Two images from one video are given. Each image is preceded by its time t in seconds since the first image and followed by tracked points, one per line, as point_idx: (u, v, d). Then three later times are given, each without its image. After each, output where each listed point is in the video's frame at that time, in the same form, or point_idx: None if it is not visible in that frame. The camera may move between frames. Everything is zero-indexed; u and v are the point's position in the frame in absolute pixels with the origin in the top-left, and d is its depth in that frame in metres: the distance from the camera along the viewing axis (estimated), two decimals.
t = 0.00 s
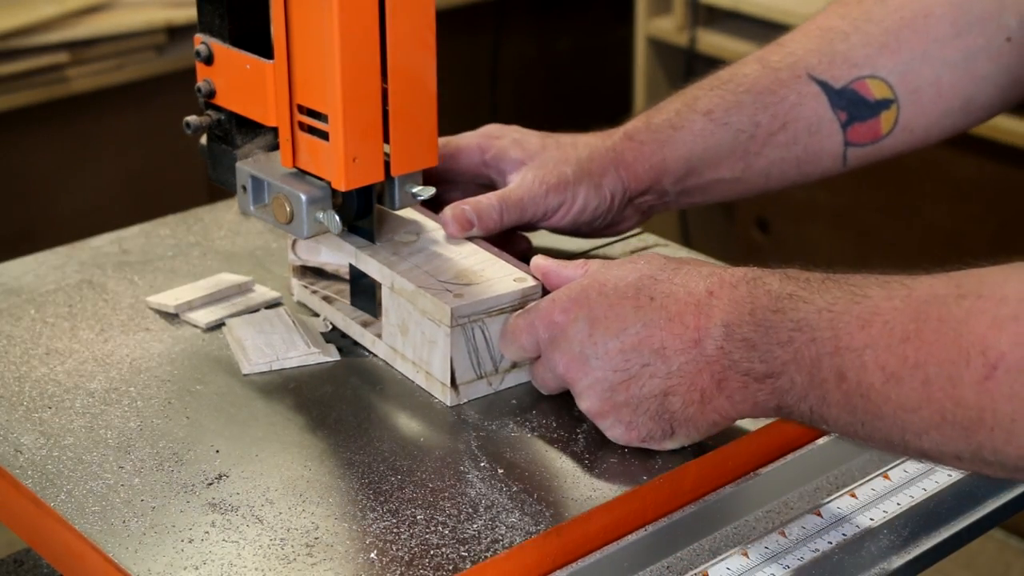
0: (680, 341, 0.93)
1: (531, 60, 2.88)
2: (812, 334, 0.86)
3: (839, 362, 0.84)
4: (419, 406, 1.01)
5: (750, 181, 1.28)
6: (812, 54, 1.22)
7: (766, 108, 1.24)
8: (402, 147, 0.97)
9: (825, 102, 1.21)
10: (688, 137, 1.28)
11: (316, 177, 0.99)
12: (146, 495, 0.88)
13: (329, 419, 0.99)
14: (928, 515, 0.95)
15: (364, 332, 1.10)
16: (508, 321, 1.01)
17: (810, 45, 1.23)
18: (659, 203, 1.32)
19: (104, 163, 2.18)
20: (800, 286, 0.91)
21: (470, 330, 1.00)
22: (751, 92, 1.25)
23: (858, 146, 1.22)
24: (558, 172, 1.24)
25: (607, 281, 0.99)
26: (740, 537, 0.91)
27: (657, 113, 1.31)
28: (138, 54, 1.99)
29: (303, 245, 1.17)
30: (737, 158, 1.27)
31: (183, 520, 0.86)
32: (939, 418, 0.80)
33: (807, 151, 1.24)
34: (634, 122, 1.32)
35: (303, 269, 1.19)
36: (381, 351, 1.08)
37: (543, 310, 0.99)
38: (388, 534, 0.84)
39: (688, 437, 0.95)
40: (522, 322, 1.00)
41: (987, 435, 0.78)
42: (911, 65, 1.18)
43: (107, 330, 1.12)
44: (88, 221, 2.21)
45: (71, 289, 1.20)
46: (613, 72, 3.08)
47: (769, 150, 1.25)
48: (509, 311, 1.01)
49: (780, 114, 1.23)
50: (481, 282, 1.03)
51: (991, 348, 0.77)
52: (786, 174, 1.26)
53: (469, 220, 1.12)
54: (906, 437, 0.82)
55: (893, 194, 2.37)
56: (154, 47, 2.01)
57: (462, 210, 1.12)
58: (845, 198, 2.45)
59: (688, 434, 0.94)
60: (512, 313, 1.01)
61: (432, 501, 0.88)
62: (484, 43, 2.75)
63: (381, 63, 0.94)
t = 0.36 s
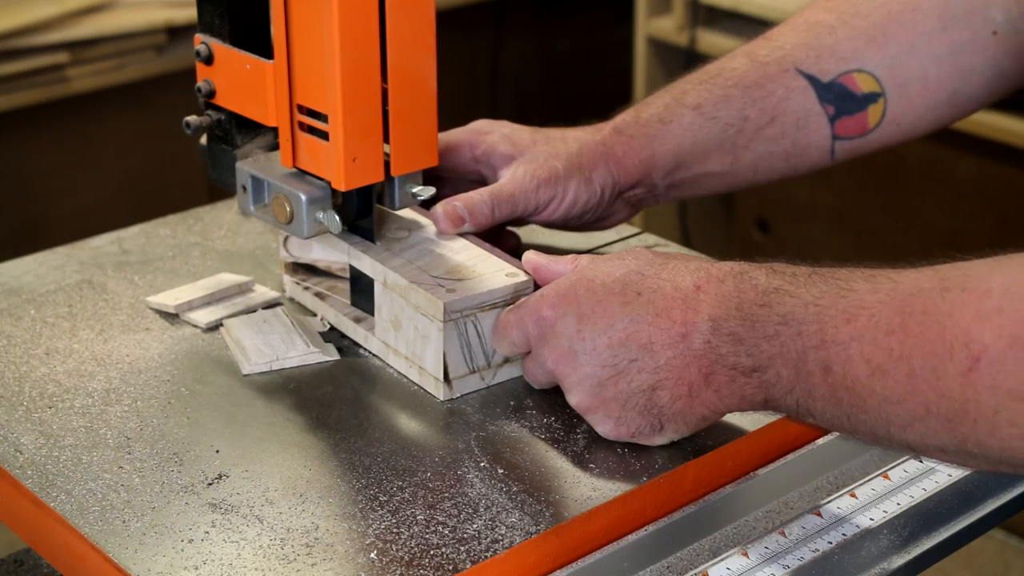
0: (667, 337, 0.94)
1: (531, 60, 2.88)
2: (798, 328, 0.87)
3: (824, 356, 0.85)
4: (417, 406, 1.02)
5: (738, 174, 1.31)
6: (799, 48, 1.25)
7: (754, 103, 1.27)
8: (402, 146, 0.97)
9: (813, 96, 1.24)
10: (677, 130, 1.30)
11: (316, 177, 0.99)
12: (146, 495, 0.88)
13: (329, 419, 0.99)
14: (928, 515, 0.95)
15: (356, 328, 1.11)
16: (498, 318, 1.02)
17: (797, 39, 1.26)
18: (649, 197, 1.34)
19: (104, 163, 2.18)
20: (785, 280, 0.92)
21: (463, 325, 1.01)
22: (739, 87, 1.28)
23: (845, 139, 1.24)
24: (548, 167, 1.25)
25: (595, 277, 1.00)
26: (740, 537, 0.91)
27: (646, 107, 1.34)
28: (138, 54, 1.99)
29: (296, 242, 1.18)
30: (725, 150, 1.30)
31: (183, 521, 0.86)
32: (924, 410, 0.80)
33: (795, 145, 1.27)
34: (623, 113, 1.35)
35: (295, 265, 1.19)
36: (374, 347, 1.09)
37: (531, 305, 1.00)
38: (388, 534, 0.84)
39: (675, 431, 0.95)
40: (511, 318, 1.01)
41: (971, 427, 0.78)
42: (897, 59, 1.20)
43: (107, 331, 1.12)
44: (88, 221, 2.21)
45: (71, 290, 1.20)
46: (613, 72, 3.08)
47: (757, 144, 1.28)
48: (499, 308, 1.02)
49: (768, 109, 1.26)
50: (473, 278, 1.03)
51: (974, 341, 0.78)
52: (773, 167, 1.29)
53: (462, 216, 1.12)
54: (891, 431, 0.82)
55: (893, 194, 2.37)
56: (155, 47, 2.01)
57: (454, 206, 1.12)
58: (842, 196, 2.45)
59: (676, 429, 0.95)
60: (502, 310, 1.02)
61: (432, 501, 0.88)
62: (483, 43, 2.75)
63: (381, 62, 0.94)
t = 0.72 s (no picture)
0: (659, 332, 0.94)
1: (531, 60, 2.88)
2: (789, 324, 0.87)
3: (815, 351, 0.85)
4: (416, 406, 1.02)
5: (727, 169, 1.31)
6: (787, 44, 1.25)
7: (743, 98, 1.27)
8: (402, 146, 0.97)
9: (801, 91, 1.24)
10: (666, 126, 1.31)
11: (316, 177, 0.99)
12: (146, 496, 0.88)
13: (329, 419, 0.99)
14: (928, 515, 0.95)
15: (350, 324, 1.11)
16: (491, 313, 1.03)
17: (785, 34, 1.25)
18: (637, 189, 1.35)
19: (104, 163, 2.18)
20: (777, 275, 0.92)
21: (458, 320, 1.01)
22: (728, 82, 1.28)
23: (833, 135, 1.25)
24: (539, 162, 1.26)
25: (587, 272, 1.01)
26: (740, 537, 0.91)
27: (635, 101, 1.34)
28: (138, 53, 1.99)
29: (289, 239, 1.18)
30: (714, 145, 1.30)
31: (183, 521, 0.86)
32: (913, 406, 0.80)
33: (783, 140, 1.27)
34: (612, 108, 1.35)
35: (287, 263, 1.20)
36: (368, 343, 1.10)
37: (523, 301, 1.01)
38: (388, 534, 0.84)
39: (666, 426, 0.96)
40: (503, 313, 1.02)
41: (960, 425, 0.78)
42: (885, 54, 1.20)
43: (107, 331, 1.12)
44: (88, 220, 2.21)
45: (71, 290, 1.20)
46: (613, 72, 3.08)
47: (745, 139, 1.28)
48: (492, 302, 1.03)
49: (756, 105, 1.26)
50: (467, 274, 1.04)
51: (962, 336, 0.77)
52: (762, 162, 1.30)
53: (454, 212, 1.13)
54: (880, 426, 0.82)
55: (892, 193, 2.37)
56: (155, 47, 2.01)
57: (445, 202, 1.12)
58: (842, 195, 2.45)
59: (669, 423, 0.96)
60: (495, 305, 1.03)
61: (432, 501, 0.88)
62: (483, 43, 2.75)
63: (381, 62, 0.94)
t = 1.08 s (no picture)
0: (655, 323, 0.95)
1: (531, 59, 2.88)
2: (783, 312, 0.87)
3: (810, 339, 0.85)
4: (416, 406, 1.02)
5: (714, 165, 1.32)
6: (771, 41, 1.24)
7: (728, 95, 1.27)
8: (402, 145, 0.97)
9: (786, 87, 1.24)
10: (654, 124, 1.31)
11: (316, 177, 0.99)
12: (146, 496, 0.88)
13: (329, 419, 0.99)
14: (928, 515, 0.95)
15: (345, 321, 1.12)
16: (486, 306, 1.04)
17: (768, 31, 1.25)
18: (627, 189, 1.35)
19: (104, 163, 2.18)
20: (773, 264, 0.92)
21: (454, 315, 1.02)
22: (714, 80, 1.28)
23: (818, 128, 1.24)
24: (532, 161, 1.26)
25: (582, 265, 1.02)
26: (740, 537, 0.91)
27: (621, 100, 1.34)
28: (138, 53, 1.99)
29: (280, 236, 1.19)
30: (701, 141, 1.30)
31: (182, 521, 0.86)
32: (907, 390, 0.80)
33: (769, 135, 1.27)
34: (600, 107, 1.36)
35: (278, 261, 1.21)
36: (363, 340, 1.11)
37: (518, 294, 1.02)
38: (388, 534, 0.84)
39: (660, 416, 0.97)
40: (499, 306, 1.03)
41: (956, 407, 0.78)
42: (867, 49, 1.19)
43: (108, 331, 1.12)
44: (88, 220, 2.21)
45: (71, 290, 1.20)
46: (613, 71, 3.08)
47: (732, 134, 1.28)
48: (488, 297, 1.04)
49: (742, 100, 1.26)
50: (462, 269, 1.05)
51: (956, 321, 0.77)
52: (749, 156, 1.30)
53: (450, 209, 1.14)
54: (876, 413, 0.82)
55: (892, 194, 2.37)
56: (154, 47, 2.01)
57: (442, 200, 1.13)
58: (843, 194, 2.45)
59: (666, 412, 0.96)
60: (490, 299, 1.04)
61: (432, 501, 0.88)
62: (484, 43, 2.75)
63: (381, 62, 0.94)
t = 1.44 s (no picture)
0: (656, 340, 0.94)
1: (531, 59, 2.88)
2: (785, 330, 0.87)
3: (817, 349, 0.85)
4: (416, 406, 1.02)
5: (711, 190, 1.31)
6: (755, 68, 1.25)
7: (720, 123, 1.27)
8: (402, 145, 0.97)
9: (774, 112, 1.25)
10: (650, 155, 1.30)
11: (316, 177, 0.99)
12: (146, 496, 0.88)
13: (330, 419, 0.99)
14: (929, 515, 0.94)
15: (348, 322, 1.12)
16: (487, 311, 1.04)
17: (750, 57, 1.26)
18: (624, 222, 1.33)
19: (103, 162, 2.18)
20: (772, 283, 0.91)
21: (457, 318, 1.02)
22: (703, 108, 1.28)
23: (810, 148, 1.25)
24: (546, 175, 1.24)
25: (583, 275, 1.00)
26: (740, 537, 0.91)
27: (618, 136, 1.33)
28: (138, 54, 1.99)
29: (282, 237, 1.19)
30: (697, 167, 1.30)
31: (182, 521, 0.86)
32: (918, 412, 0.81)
33: (763, 159, 1.28)
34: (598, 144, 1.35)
35: (283, 263, 1.20)
36: (366, 341, 1.10)
37: (521, 302, 1.01)
38: (388, 534, 0.84)
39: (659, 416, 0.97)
40: (500, 311, 1.03)
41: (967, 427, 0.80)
42: (852, 66, 1.20)
43: (108, 331, 1.12)
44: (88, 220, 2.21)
45: (72, 290, 1.20)
46: (614, 72, 3.07)
47: (726, 162, 1.28)
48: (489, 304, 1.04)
49: (733, 128, 1.27)
50: (464, 271, 1.05)
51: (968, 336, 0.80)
52: (745, 181, 1.30)
53: (462, 211, 1.13)
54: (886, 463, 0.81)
55: (892, 194, 2.37)
56: (154, 47, 2.01)
57: (453, 199, 1.12)
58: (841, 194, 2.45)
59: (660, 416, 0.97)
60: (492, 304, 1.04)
61: (432, 501, 0.88)
62: (484, 43, 2.75)
63: (380, 62, 0.94)
